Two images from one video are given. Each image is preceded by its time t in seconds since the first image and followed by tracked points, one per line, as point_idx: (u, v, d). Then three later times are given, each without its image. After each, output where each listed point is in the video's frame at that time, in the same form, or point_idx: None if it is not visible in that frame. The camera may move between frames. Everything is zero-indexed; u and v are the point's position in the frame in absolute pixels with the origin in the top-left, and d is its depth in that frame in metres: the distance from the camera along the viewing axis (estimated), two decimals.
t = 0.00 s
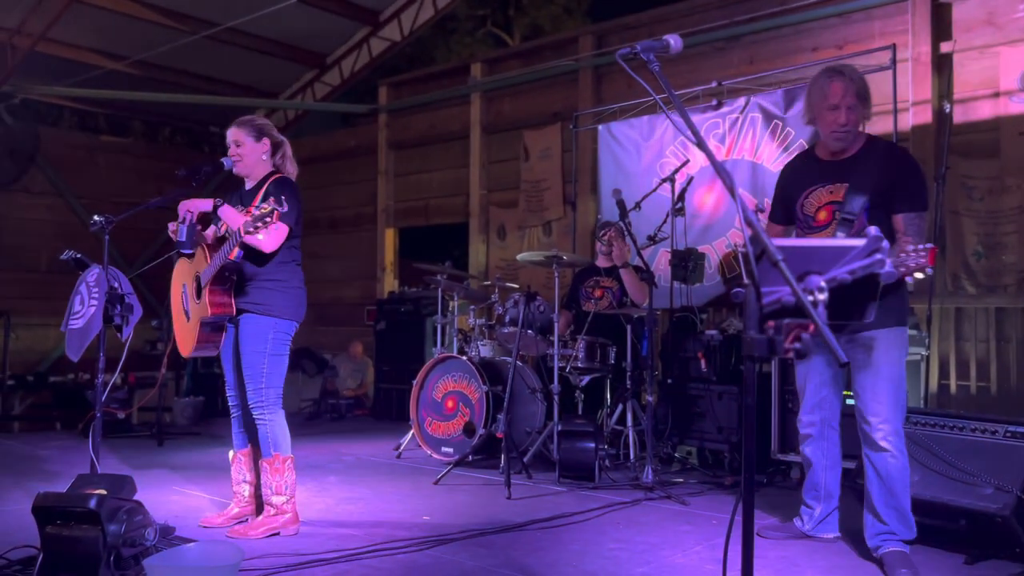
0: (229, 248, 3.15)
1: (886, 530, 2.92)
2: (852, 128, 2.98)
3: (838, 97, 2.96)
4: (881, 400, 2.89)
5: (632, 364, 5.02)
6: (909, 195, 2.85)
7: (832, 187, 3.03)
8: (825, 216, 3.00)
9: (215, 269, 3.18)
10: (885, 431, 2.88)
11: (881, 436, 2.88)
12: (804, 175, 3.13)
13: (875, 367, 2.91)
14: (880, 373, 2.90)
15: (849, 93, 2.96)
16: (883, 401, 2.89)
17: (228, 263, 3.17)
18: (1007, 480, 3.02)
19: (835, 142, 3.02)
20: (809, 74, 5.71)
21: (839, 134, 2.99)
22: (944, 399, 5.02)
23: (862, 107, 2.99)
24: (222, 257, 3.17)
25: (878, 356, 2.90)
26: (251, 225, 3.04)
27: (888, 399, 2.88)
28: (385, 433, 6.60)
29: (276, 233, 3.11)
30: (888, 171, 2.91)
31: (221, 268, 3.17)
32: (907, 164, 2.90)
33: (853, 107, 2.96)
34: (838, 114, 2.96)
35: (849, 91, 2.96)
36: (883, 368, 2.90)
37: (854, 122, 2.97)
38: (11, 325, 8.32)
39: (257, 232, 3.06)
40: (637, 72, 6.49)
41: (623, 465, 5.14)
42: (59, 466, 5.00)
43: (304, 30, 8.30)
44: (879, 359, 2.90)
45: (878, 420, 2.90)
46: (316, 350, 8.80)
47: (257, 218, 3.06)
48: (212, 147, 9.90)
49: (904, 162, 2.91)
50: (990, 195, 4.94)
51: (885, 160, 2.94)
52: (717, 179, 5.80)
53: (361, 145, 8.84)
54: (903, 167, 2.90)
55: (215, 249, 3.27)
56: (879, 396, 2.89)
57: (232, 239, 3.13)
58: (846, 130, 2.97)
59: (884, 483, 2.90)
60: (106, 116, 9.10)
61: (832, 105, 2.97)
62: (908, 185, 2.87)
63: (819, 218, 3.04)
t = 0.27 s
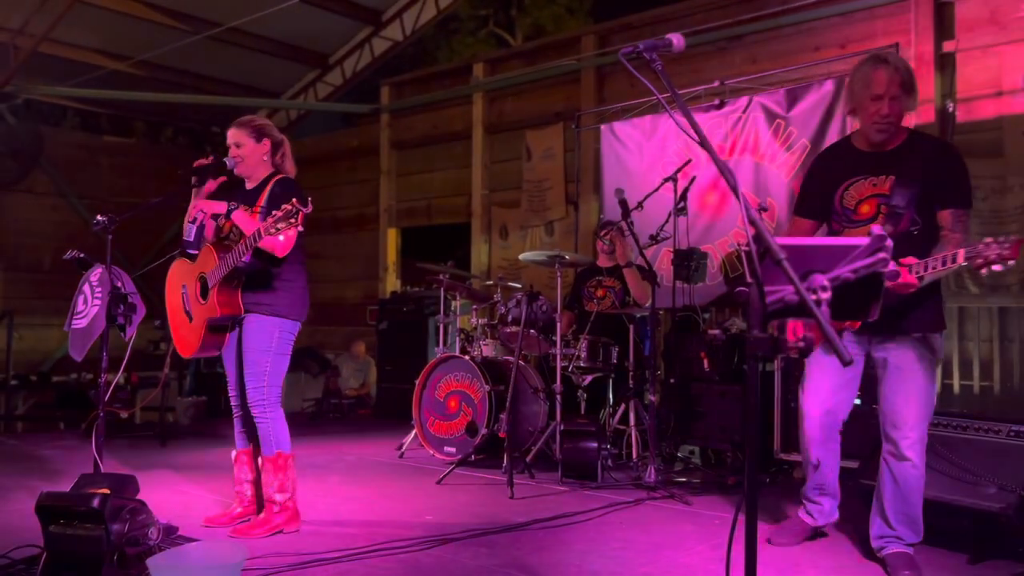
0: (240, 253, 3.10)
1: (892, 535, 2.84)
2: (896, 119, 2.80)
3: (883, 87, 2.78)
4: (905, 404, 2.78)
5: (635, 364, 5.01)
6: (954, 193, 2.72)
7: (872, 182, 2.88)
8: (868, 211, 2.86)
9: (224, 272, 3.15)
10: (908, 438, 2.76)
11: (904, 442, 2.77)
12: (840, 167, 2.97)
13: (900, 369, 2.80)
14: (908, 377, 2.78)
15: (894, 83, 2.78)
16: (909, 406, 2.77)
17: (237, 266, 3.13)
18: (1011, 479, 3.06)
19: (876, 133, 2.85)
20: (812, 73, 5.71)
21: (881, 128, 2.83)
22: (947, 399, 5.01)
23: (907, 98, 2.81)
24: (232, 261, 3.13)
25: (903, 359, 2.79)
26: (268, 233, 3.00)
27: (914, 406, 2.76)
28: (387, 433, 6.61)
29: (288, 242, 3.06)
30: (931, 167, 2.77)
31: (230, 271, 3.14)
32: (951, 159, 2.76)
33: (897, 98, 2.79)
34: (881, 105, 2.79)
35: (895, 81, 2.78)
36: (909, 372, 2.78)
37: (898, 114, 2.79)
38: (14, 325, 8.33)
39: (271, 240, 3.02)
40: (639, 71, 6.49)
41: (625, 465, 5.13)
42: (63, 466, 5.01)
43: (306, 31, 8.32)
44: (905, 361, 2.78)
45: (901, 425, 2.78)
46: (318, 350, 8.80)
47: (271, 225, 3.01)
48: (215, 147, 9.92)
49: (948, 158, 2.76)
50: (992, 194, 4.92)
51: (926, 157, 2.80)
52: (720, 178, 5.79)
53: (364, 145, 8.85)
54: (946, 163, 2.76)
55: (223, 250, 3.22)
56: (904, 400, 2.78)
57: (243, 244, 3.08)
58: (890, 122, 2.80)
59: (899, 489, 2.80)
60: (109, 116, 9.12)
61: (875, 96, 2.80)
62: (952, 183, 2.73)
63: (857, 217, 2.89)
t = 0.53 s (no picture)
0: (240, 251, 3.10)
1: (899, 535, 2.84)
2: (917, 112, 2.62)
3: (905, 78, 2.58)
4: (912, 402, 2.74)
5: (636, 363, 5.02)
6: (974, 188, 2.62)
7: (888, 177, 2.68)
8: (888, 207, 2.66)
9: (224, 270, 3.15)
10: (920, 439, 2.73)
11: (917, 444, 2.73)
12: (852, 159, 2.74)
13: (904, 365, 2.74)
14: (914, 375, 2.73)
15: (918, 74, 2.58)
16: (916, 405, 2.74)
17: (238, 264, 3.14)
18: (1014, 479, 3.04)
19: (895, 126, 2.66)
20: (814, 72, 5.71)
21: (900, 122, 2.64)
22: (949, 398, 5.01)
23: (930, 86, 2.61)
24: (232, 259, 3.13)
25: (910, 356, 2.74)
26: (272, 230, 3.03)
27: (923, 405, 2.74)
28: (389, 432, 6.61)
29: (288, 240, 3.09)
30: (950, 161, 2.64)
31: (231, 269, 3.14)
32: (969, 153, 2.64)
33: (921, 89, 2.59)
34: (904, 97, 2.59)
35: (919, 71, 2.58)
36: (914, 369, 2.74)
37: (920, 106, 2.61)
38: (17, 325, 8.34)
39: (273, 237, 3.06)
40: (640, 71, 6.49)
41: (627, 465, 5.13)
42: (65, 465, 5.02)
43: (307, 31, 8.32)
44: (910, 357, 2.74)
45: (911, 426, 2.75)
46: (320, 350, 8.81)
47: (273, 222, 3.03)
48: (216, 147, 9.93)
49: (967, 152, 2.64)
50: (994, 193, 4.92)
51: (944, 150, 2.65)
52: (721, 178, 5.79)
53: (365, 145, 8.85)
54: (965, 157, 2.63)
55: (222, 248, 3.22)
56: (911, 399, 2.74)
57: (244, 242, 3.08)
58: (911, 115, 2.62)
59: (909, 491, 2.77)
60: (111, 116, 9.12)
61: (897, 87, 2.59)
62: (972, 178, 2.62)
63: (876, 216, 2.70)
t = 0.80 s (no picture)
0: (239, 253, 3.07)
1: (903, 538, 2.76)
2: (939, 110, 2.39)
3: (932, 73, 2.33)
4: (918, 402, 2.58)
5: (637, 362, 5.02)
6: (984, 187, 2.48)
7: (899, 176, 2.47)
8: (905, 208, 2.46)
9: (224, 272, 3.13)
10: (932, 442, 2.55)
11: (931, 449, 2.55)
12: (860, 155, 2.52)
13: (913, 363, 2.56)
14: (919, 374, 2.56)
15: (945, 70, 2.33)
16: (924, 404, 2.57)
17: (238, 266, 3.11)
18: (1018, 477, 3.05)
19: (914, 124, 2.43)
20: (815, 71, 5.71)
21: (921, 118, 2.41)
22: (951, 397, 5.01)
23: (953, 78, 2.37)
24: (231, 261, 3.10)
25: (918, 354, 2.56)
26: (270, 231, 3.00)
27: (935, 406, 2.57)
28: (391, 432, 6.62)
29: (287, 240, 3.07)
30: (961, 159, 2.46)
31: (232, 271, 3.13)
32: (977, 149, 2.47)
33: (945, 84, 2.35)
34: (932, 94, 2.35)
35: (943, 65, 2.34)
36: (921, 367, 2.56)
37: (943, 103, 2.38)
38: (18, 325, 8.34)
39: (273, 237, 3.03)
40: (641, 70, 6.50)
41: (629, 464, 5.13)
42: (68, 465, 5.03)
43: (308, 31, 8.33)
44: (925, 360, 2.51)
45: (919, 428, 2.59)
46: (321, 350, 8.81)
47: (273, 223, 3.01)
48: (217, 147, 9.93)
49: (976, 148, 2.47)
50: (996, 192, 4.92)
51: (956, 146, 2.47)
52: (722, 177, 5.79)
53: (366, 145, 8.85)
54: (974, 154, 2.47)
55: (222, 249, 3.21)
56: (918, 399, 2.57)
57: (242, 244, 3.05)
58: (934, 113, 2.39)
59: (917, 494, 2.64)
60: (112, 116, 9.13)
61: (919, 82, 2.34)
62: (982, 177, 2.47)
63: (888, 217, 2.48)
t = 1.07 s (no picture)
0: (234, 248, 3.11)
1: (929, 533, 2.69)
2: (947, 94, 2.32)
3: (942, 55, 2.26)
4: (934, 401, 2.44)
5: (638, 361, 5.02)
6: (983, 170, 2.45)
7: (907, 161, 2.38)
8: (916, 196, 2.36)
9: (219, 267, 3.17)
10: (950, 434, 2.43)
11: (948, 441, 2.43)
12: (862, 140, 2.40)
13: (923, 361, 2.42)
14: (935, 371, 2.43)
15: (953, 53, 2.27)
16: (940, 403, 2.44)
17: (233, 262, 3.15)
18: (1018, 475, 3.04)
19: (921, 110, 2.34)
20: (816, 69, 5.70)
21: (931, 103, 2.32)
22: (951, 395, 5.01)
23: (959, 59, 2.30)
24: (227, 256, 3.14)
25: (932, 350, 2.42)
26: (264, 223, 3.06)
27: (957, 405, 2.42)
28: (392, 431, 6.62)
29: (281, 234, 3.15)
30: (964, 141, 2.41)
31: (228, 267, 3.16)
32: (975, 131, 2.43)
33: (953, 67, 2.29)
34: (941, 77, 2.28)
35: (952, 45, 2.28)
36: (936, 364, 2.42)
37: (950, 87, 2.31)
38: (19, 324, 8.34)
39: (267, 230, 3.10)
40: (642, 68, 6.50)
41: (629, 463, 5.13)
42: (69, 464, 5.03)
43: (309, 30, 8.33)
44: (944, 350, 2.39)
45: (939, 423, 2.46)
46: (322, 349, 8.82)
47: (268, 216, 3.09)
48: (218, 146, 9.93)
49: (974, 131, 2.43)
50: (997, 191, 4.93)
51: (957, 129, 2.42)
52: (723, 175, 5.79)
53: (367, 144, 8.85)
54: (973, 138, 2.43)
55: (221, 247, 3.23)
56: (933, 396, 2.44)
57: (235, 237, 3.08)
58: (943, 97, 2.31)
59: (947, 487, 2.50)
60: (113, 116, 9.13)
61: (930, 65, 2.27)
62: (981, 161, 2.44)
63: (899, 205, 2.38)
